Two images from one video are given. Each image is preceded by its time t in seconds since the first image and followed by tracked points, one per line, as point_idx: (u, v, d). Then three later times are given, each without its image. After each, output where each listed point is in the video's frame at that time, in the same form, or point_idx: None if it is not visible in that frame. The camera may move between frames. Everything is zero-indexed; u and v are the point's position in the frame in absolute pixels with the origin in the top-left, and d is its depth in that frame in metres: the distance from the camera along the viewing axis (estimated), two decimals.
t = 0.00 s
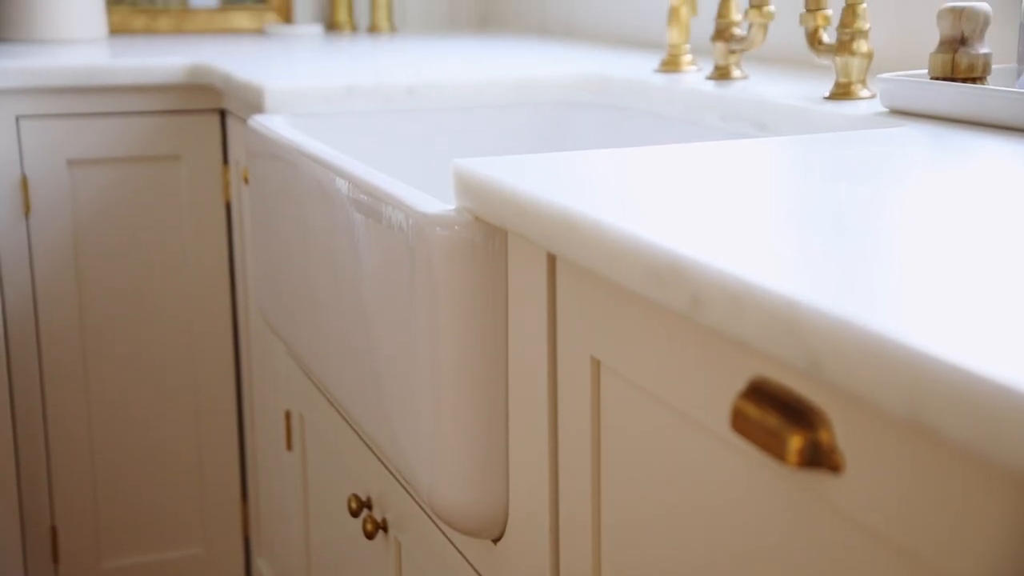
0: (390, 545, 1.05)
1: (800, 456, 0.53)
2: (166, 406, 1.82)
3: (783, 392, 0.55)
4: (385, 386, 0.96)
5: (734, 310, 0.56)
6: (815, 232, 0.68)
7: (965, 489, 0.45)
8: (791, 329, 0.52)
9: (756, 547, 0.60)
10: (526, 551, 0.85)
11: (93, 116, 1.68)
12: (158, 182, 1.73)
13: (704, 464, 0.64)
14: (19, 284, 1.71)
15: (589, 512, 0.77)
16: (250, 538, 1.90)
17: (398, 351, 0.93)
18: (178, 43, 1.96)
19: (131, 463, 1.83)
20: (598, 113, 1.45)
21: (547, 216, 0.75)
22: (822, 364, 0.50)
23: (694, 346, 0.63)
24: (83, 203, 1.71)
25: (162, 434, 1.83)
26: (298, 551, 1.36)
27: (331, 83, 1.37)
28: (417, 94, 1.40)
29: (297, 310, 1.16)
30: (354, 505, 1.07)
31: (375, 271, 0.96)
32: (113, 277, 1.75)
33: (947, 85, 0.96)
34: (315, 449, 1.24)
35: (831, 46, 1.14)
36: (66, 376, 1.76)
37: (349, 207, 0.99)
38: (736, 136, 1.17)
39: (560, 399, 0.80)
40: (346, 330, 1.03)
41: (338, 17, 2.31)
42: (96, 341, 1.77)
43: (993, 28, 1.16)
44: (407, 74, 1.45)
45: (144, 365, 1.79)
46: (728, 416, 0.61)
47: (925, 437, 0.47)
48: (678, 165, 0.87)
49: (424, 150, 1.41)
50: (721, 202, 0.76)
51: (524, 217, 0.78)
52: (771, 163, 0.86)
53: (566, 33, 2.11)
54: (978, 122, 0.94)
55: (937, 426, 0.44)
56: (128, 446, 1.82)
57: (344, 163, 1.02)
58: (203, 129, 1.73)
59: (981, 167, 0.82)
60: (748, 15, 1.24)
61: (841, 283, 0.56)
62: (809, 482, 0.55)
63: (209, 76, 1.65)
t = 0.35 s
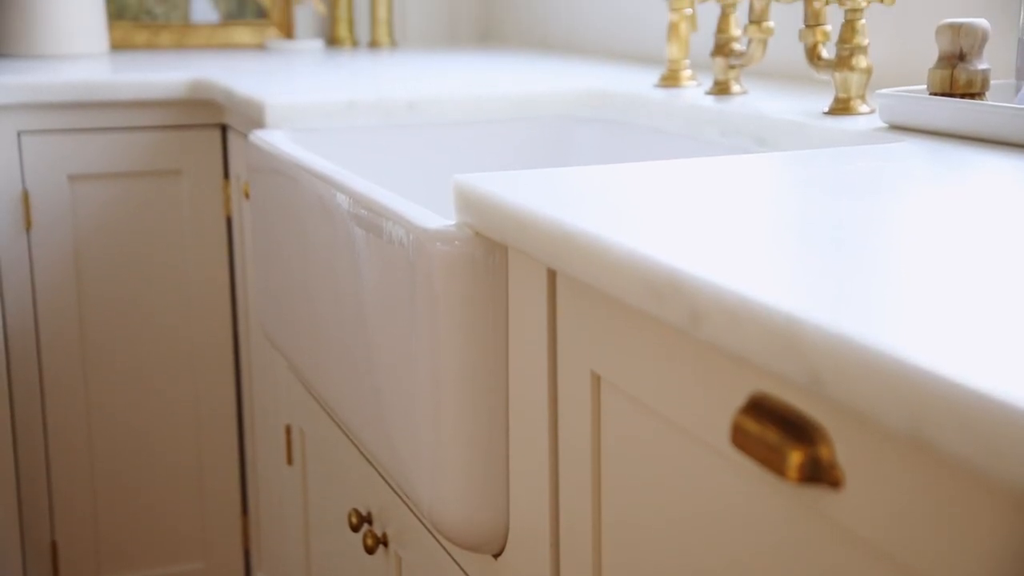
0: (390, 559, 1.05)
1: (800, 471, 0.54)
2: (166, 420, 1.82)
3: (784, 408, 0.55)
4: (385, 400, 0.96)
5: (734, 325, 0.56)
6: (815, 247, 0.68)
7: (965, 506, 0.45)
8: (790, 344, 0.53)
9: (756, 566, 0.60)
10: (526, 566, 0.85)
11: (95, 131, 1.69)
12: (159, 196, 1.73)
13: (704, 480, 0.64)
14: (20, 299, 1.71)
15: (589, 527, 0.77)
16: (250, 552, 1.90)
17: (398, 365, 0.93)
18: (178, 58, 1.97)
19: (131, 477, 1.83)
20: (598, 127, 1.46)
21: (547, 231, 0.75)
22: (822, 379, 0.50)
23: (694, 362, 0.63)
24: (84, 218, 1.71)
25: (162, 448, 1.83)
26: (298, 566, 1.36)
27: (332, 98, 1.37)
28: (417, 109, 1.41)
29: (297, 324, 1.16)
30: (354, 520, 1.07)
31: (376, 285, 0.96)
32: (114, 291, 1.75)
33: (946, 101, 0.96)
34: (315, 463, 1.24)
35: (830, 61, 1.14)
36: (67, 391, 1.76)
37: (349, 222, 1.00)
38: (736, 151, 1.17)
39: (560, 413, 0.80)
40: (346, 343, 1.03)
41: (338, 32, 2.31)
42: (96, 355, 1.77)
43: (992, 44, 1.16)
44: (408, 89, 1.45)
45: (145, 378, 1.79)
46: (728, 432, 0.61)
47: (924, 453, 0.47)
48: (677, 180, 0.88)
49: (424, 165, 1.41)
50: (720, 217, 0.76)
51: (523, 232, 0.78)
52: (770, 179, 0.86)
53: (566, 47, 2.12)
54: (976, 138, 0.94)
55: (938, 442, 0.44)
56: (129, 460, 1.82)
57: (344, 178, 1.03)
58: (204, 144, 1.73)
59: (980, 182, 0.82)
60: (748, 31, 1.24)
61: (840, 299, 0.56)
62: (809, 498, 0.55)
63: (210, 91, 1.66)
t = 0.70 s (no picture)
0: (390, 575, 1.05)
1: (800, 486, 0.54)
2: (167, 435, 1.82)
3: (783, 424, 0.56)
4: (385, 414, 0.96)
5: (734, 342, 0.56)
6: (814, 262, 0.68)
7: (964, 523, 0.45)
8: (791, 360, 0.53)
9: None
10: None
11: (95, 147, 1.70)
12: (159, 211, 1.74)
13: (705, 497, 0.64)
14: (20, 314, 1.71)
15: (589, 542, 0.77)
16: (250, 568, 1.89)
17: (397, 379, 0.93)
18: (179, 74, 1.97)
19: (131, 492, 1.83)
20: (598, 142, 1.46)
21: (546, 247, 0.75)
22: (822, 397, 0.51)
23: (694, 378, 0.63)
24: (85, 233, 1.72)
25: (162, 463, 1.83)
26: None
27: (332, 113, 1.37)
28: (418, 124, 1.41)
29: (297, 339, 1.16)
30: (354, 535, 1.07)
31: (376, 301, 0.96)
32: (114, 306, 1.75)
33: (945, 116, 0.96)
34: (315, 479, 1.24)
35: (829, 77, 1.14)
36: (67, 406, 1.76)
37: (349, 237, 1.00)
38: (736, 165, 1.18)
39: (560, 428, 0.80)
40: (346, 358, 1.03)
41: (339, 47, 2.32)
42: (96, 370, 1.77)
43: (991, 59, 1.17)
44: (408, 104, 1.45)
45: (145, 393, 1.79)
46: (728, 447, 0.61)
47: (924, 469, 0.47)
48: (677, 195, 0.88)
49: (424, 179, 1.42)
50: (719, 233, 0.76)
51: (524, 248, 0.78)
52: (769, 194, 0.86)
53: (566, 63, 2.12)
54: (975, 153, 0.94)
55: (937, 459, 0.44)
56: (129, 475, 1.82)
57: (344, 193, 1.03)
58: (205, 159, 1.73)
59: (979, 198, 0.83)
60: (747, 46, 1.24)
61: (840, 315, 0.56)
62: (808, 515, 0.55)
63: (211, 107, 1.66)
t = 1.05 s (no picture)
0: None
1: (799, 507, 0.54)
2: (167, 453, 1.82)
3: (784, 444, 0.56)
4: (385, 432, 0.96)
5: (734, 362, 0.57)
6: (814, 283, 0.69)
7: (965, 544, 0.45)
8: (790, 381, 0.53)
9: None
10: None
11: (96, 166, 1.70)
12: (160, 230, 1.74)
13: (704, 519, 0.65)
14: (21, 335, 1.72)
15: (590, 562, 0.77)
16: None
17: (398, 398, 0.93)
18: (180, 93, 1.98)
19: (131, 511, 1.83)
20: (599, 161, 1.47)
21: (546, 267, 0.75)
22: (822, 417, 0.51)
23: (694, 399, 0.63)
24: (86, 252, 1.72)
25: (162, 482, 1.82)
26: None
27: (333, 133, 1.37)
28: (419, 143, 1.41)
29: (298, 357, 1.16)
30: (355, 554, 1.06)
31: (377, 320, 0.96)
32: (115, 325, 1.75)
33: (944, 136, 0.97)
34: (315, 499, 1.24)
35: (828, 97, 1.15)
36: (68, 425, 1.76)
37: (350, 256, 1.00)
38: (735, 184, 1.18)
39: (560, 447, 0.80)
40: (347, 375, 1.03)
41: (339, 66, 2.33)
42: (98, 389, 1.77)
43: (988, 79, 1.17)
44: (409, 124, 1.46)
45: (146, 412, 1.79)
46: (728, 468, 0.61)
47: (924, 491, 0.47)
48: (676, 215, 0.88)
49: (426, 198, 1.42)
50: (719, 253, 0.77)
51: (524, 268, 0.78)
52: (768, 214, 0.87)
53: (565, 82, 2.13)
54: (973, 173, 0.95)
55: (937, 481, 0.44)
56: (129, 494, 1.82)
57: (345, 213, 1.03)
58: (206, 178, 1.74)
59: (977, 218, 0.83)
60: (746, 66, 1.24)
61: (839, 335, 0.56)
62: (808, 536, 0.55)
63: (212, 126, 1.67)
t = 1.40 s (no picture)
0: None
1: (799, 529, 0.54)
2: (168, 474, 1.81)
3: (784, 466, 0.56)
4: (385, 450, 0.96)
5: (733, 384, 0.57)
6: (813, 305, 0.69)
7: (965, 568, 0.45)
8: (790, 404, 0.53)
9: None
10: None
11: (98, 188, 1.71)
12: (161, 251, 1.74)
13: (703, 542, 0.65)
14: (22, 357, 1.72)
15: None
16: None
17: (398, 417, 0.93)
18: (182, 115, 1.98)
19: (131, 532, 1.82)
20: (599, 183, 1.47)
21: (546, 289, 0.76)
22: (820, 440, 0.51)
23: (694, 421, 0.63)
24: (87, 273, 1.73)
25: (163, 503, 1.82)
26: None
27: (333, 154, 1.38)
28: (420, 164, 1.42)
29: (298, 378, 1.16)
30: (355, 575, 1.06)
31: (377, 341, 0.96)
32: (115, 346, 1.75)
33: (943, 158, 0.97)
34: (315, 520, 1.24)
35: (827, 119, 1.15)
36: (68, 446, 1.76)
37: (350, 278, 1.00)
38: (735, 206, 1.18)
39: (560, 468, 0.80)
40: (347, 395, 1.03)
41: (340, 88, 2.34)
42: (98, 411, 1.77)
43: (986, 101, 1.18)
44: (409, 146, 1.46)
45: (146, 433, 1.79)
46: (728, 489, 0.61)
47: (923, 513, 0.47)
48: (676, 237, 0.88)
49: (426, 219, 1.42)
50: (719, 275, 0.77)
51: (524, 290, 0.79)
52: (768, 236, 0.87)
53: (566, 103, 2.13)
54: (971, 196, 0.95)
55: (934, 504, 0.45)
56: (129, 515, 1.82)
57: (345, 234, 1.03)
58: (207, 199, 1.74)
59: (975, 239, 0.83)
60: (745, 88, 1.25)
61: (839, 358, 0.56)
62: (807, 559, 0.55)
63: (213, 147, 1.67)
